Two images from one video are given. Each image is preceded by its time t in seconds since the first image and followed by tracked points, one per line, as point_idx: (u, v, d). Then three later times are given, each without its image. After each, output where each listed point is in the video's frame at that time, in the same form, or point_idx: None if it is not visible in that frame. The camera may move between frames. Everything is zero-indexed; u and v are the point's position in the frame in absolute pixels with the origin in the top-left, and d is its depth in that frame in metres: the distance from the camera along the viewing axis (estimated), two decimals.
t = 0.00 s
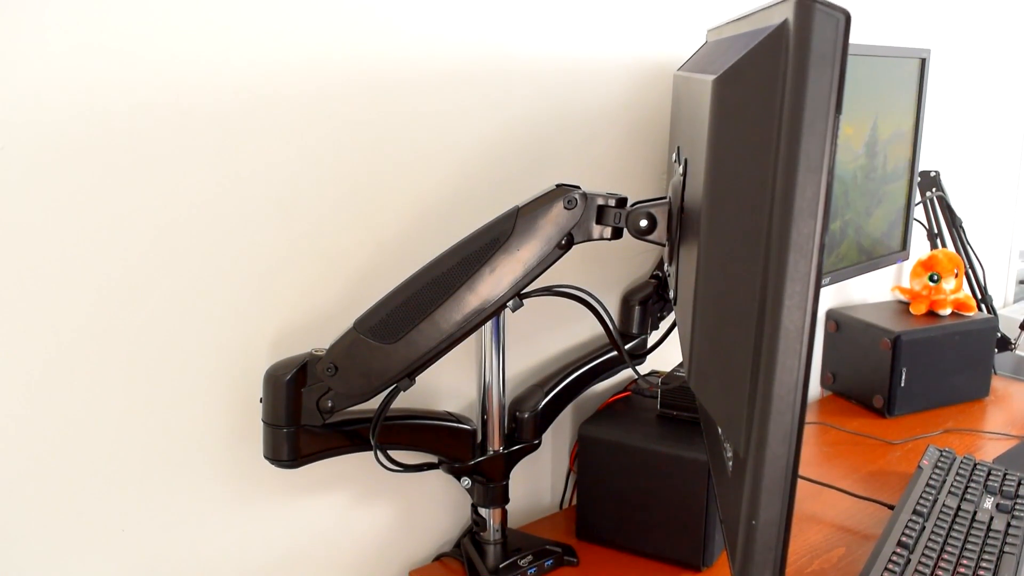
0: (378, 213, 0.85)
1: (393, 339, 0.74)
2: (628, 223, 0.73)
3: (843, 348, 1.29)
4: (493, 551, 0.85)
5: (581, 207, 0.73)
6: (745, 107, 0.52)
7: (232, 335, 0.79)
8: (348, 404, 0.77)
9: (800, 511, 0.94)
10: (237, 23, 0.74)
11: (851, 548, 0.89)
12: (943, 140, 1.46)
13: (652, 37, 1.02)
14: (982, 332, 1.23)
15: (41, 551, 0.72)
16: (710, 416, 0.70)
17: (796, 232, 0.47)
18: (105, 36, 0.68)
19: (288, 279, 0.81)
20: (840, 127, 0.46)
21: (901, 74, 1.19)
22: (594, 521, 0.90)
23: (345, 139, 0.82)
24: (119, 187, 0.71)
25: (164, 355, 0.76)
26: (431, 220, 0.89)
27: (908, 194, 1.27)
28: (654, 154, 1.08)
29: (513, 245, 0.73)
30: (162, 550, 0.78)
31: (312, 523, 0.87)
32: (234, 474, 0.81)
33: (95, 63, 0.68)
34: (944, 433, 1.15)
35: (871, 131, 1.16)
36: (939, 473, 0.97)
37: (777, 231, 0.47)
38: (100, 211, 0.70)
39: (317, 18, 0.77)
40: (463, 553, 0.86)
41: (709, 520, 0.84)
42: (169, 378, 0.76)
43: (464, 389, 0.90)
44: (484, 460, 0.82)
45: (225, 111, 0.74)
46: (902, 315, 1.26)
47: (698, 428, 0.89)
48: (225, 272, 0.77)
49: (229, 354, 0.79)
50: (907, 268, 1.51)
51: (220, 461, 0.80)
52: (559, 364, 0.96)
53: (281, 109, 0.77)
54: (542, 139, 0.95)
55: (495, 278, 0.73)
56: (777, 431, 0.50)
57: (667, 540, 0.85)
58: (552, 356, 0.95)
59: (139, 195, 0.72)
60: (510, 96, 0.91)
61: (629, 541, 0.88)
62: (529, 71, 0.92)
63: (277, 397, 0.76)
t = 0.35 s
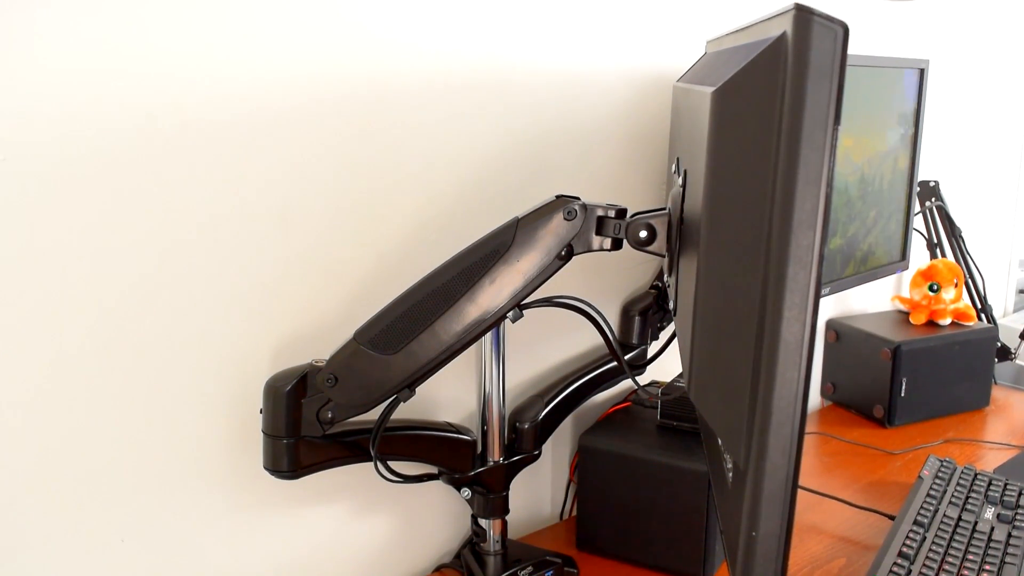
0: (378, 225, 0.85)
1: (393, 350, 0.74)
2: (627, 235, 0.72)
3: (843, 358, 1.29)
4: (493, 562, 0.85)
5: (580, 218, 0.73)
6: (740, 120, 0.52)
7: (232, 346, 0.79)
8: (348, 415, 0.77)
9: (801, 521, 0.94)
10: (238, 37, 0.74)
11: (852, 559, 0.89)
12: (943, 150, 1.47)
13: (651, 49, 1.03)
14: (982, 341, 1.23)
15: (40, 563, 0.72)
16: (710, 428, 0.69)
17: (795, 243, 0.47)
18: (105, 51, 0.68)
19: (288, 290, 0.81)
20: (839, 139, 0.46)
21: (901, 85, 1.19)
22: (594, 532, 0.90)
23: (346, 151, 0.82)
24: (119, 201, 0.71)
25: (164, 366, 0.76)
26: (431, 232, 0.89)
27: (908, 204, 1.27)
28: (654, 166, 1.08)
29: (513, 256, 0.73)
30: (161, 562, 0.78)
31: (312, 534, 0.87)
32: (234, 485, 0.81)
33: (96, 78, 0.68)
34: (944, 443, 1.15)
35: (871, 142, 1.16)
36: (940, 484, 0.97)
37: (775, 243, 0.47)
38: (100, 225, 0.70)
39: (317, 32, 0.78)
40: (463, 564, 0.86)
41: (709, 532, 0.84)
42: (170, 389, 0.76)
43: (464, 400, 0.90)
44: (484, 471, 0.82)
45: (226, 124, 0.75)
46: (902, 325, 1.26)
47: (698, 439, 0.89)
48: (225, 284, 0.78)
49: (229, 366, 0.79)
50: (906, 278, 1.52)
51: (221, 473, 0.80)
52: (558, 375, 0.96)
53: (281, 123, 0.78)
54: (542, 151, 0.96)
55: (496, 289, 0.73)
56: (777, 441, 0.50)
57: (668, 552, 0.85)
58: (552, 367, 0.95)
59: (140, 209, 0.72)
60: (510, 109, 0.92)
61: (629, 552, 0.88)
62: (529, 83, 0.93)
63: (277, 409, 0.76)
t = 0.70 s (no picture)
0: (378, 237, 0.86)
1: (393, 361, 0.73)
2: (627, 247, 0.71)
3: (843, 370, 1.29)
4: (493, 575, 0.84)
5: (580, 230, 0.72)
6: (737, 134, 0.52)
7: (232, 357, 0.79)
8: (348, 427, 0.77)
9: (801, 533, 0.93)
10: (239, 50, 0.74)
11: (853, 571, 0.89)
12: (942, 162, 1.47)
13: (651, 61, 1.03)
14: (982, 352, 1.23)
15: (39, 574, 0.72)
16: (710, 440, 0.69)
17: (795, 255, 0.47)
18: (106, 64, 0.68)
19: (289, 302, 0.81)
20: (837, 153, 0.46)
21: (900, 98, 1.20)
22: (594, 544, 0.89)
23: (347, 163, 0.82)
24: (120, 212, 0.71)
25: (165, 378, 0.76)
26: (432, 244, 0.89)
27: (908, 215, 1.28)
28: (654, 178, 1.08)
29: (513, 268, 0.72)
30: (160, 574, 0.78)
31: (312, 546, 0.87)
32: (234, 497, 0.81)
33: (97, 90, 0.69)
34: (944, 455, 1.15)
35: (869, 153, 1.16)
36: (941, 495, 0.97)
37: (775, 256, 0.47)
38: (100, 236, 0.71)
39: (317, 45, 0.78)
40: None
41: (709, 545, 0.84)
42: (170, 401, 0.76)
43: (464, 412, 0.90)
44: (484, 483, 0.82)
45: (228, 136, 0.75)
46: (902, 337, 1.26)
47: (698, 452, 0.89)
48: (225, 296, 0.78)
49: (229, 378, 0.79)
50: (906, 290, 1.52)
51: (221, 485, 0.80)
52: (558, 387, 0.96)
53: (281, 135, 0.78)
54: (543, 164, 0.96)
55: (495, 301, 0.73)
56: (777, 453, 0.50)
57: (668, 565, 0.85)
58: (552, 379, 0.96)
59: (140, 220, 0.72)
60: (510, 121, 0.92)
61: (629, 565, 0.88)
62: (529, 96, 0.93)
63: (277, 421, 0.76)
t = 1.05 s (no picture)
0: (379, 250, 0.86)
1: (393, 373, 0.73)
2: (626, 259, 0.71)
3: (843, 382, 1.29)
4: None
5: (580, 242, 0.72)
6: (733, 150, 0.52)
7: (232, 369, 0.79)
8: (348, 439, 0.77)
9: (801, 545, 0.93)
10: (241, 65, 0.75)
11: None
12: (941, 173, 1.47)
13: (651, 74, 1.04)
14: (982, 364, 1.23)
15: None
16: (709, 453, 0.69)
17: (794, 269, 0.47)
18: (108, 78, 0.69)
19: (290, 315, 0.82)
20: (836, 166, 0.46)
21: (900, 109, 1.20)
22: (594, 556, 0.89)
23: (347, 176, 0.82)
24: (121, 225, 0.72)
25: (165, 390, 0.76)
26: (432, 256, 0.89)
27: (908, 226, 1.28)
28: (654, 191, 1.09)
29: (513, 281, 0.72)
30: None
31: (312, 559, 0.87)
32: (234, 509, 0.81)
33: (98, 104, 0.69)
34: (945, 467, 1.15)
35: (869, 164, 1.17)
36: (941, 507, 0.97)
37: (774, 270, 0.47)
38: (101, 250, 0.71)
39: (318, 59, 0.79)
40: None
41: (709, 558, 0.84)
42: (170, 413, 0.77)
43: (464, 424, 0.91)
44: (484, 495, 0.82)
45: (229, 150, 0.76)
46: (902, 349, 1.26)
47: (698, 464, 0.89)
48: (226, 309, 0.78)
49: (230, 389, 0.79)
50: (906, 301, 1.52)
51: (221, 497, 0.80)
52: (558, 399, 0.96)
53: (282, 148, 0.78)
54: (543, 177, 0.96)
55: (495, 313, 0.73)
56: (777, 465, 0.49)
57: None
58: (553, 391, 0.96)
59: (140, 234, 0.72)
60: (510, 134, 0.92)
61: None
62: (529, 110, 0.93)
63: (277, 433, 0.77)
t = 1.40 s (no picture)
0: (379, 261, 0.86)
1: (393, 384, 0.73)
2: (626, 270, 0.71)
3: (843, 392, 1.29)
4: None
5: (580, 254, 0.72)
6: (730, 164, 0.52)
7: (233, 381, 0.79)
8: (348, 451, 0.77)
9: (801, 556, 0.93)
10: (240, 79, 0.75)
11: None
12: (941, 183, 1.48)
13: (651, 87, 1.04)
14: (982, 374, 1.23)
15: None
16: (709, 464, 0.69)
17: (793, 281, 0.47)
18: (109, 90, 0.69)
19: (290, 326, 0.82)
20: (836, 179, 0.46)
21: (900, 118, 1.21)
22: (594, 568, 0.89)
23: (347, 188, 0.83)
24: (121, 237, 0.72)
25: (165, 402, 0.76)
26: (432, 268, 0.89)
27: (908, 236, 1.28)
28: (654, 203, 1.09)
29: (512, 292, 0.72)
30: None
31: (312, 570, 0.87)
32: (234, 520, 0.81)
33: (99, 117, 0.69)
34: (945, 477, 1.15)
35: (869, 174, 1.17)
36: (942, 518, 0.97)
37: (774, 282, 0.47)
38: (102, 262, 0.71)
39: (318, 72, 0.79)
40: None
41: (709, 570, 0.83)
42: (169, 425, 0.77)
43: (464, 435, 0.91)
44: (484, 506, 0.82)
45: (229, 162, 0.76)
46: (902, 359, 1.26)
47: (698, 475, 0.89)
48: (226, 320, 0.78)
49: (230, 401, 0.79)
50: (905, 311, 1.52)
51: (221, 508, 0.80)
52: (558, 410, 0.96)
53: (282, 161, 0.79)
54: (542, 189, 0.96)
55: (495, 324, 0.73)
56: (777, 476, 0.50)
57: None
58: (553, 402, 0.96)
59: (141, 246, 0.73)
60: (510, 147, 0.93)
61: None
62: (529, 123, 0.94)
63: (277, 445, 0.77)
